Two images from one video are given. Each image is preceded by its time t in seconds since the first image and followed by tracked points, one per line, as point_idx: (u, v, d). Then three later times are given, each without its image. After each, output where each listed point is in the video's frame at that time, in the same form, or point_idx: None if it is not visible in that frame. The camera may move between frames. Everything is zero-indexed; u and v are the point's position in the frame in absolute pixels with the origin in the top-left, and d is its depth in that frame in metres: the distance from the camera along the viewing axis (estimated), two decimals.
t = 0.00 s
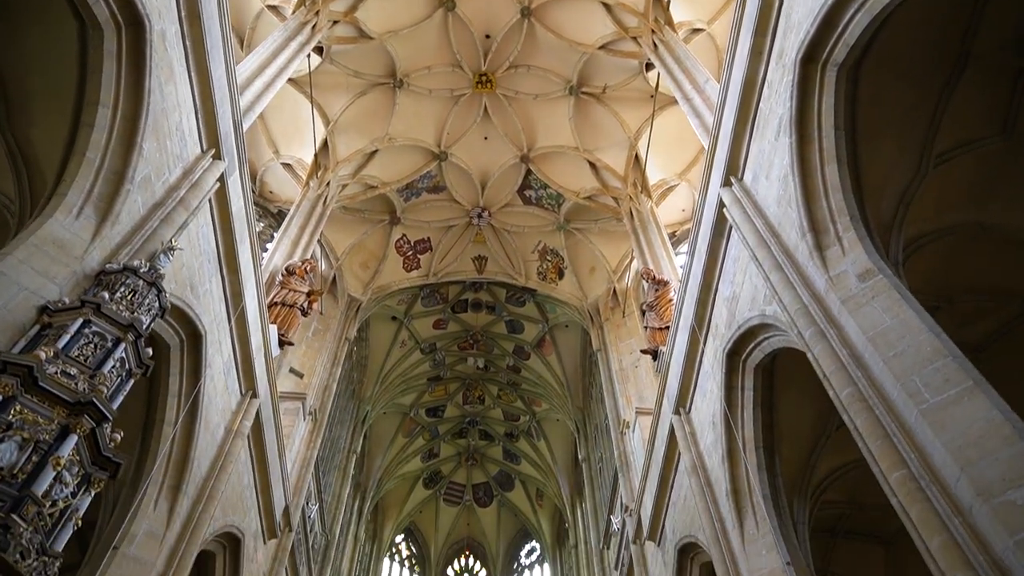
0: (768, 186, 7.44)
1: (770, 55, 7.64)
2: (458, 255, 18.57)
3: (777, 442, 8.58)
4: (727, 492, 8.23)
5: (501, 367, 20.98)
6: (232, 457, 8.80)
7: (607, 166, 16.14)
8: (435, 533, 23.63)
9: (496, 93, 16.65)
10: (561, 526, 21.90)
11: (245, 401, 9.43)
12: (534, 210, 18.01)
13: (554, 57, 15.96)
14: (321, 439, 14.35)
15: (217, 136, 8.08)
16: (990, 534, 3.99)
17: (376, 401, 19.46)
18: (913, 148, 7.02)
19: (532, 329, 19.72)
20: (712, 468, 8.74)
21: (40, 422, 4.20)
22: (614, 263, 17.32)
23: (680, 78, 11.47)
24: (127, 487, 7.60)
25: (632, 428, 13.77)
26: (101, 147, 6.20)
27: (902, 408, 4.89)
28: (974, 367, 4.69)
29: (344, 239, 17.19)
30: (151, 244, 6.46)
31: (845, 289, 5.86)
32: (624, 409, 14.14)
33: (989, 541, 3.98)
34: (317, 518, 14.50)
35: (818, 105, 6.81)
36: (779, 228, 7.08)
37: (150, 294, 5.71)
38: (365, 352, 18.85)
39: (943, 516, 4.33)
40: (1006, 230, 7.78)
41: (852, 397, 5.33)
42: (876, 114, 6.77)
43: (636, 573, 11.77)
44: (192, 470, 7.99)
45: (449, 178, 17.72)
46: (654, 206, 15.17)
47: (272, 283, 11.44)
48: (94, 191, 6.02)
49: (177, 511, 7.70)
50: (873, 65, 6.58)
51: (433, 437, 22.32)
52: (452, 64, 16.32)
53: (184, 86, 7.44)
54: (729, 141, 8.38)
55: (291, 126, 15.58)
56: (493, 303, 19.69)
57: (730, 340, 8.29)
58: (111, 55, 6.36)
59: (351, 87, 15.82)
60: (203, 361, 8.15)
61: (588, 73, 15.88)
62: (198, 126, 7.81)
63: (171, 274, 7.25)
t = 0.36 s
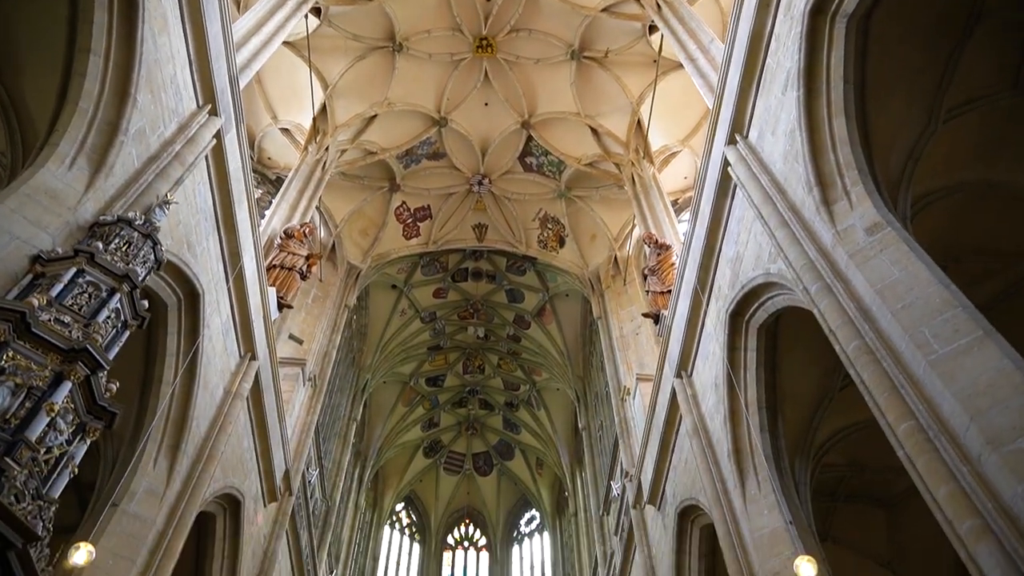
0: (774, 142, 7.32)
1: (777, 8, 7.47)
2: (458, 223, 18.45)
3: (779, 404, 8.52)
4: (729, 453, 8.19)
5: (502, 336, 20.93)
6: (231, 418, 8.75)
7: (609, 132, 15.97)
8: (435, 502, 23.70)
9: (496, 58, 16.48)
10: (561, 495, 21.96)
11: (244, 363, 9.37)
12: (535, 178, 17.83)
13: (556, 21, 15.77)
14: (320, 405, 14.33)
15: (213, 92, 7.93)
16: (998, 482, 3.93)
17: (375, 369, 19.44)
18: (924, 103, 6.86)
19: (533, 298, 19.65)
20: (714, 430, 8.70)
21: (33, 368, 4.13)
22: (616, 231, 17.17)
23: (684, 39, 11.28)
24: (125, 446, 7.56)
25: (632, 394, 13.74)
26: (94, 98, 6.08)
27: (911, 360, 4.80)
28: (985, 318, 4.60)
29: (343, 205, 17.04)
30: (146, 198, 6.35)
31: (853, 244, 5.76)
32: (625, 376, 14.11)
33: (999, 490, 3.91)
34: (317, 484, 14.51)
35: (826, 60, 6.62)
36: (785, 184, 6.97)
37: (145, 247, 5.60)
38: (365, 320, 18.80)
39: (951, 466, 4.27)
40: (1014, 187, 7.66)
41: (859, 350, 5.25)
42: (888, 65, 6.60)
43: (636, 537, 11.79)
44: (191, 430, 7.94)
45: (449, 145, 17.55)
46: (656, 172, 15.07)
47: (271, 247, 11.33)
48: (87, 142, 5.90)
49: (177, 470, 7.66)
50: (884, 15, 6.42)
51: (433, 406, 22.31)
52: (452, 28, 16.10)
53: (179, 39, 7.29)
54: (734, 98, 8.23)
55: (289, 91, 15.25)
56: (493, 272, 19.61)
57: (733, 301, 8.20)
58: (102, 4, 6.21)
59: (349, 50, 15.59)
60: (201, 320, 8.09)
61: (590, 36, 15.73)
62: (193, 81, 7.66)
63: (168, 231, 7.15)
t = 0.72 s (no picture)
0: (780, 99, 7.19)
1: None
2: (458, 191, 18.32)
3: (781, 367, 8.46)
4: (730, 416, 8.13)
5: (501, 306, 20.86)
6: (228, 380, 8.69)
7: (610, 98, 15.72)
8: (434, 471, 23.75)
9: (496, 22, 16.20)
10: (560, 464, 22.02)
11: (242, 326, 9.29)
12: (535, 145, 17.67)
13: None
14: (319, 372, 14.28)
15: (207, 47, 7.76)
16: (1006, 432, 3.85)
17: (374, 338, 19.38)
18: (933, 60, 6.72)
19: (532, 267, 19.56)
20: (714, 393, 8.65)
21: (21, 314, 4.04)
22: (616, 199, 17.03)
23: None
24: (122, 406, 7.50)
25: (632, 361, 13.69)
26: (83, 47, 5.93)
27: (918, 313, 4.71)
28: (995, 270, 4.50)
29: (342, 172, 16.86)
30: (139, 151, 6.21)
31: (860, 198, 5.64)
32: (625, 344, 14.05)
33: (1007, 440, 3.83)
34: (317, 451, 14.50)
35: (835, 9, 6.46)
36: (790, 140, 6.84)
37: (138, 198, 5.47)
38: (364, 289, 18.72)
39: (959, 417, 4.19)
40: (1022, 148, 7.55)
41: (865, 305, 5.16)
42: (897, 20, 6.45)
43: (636, 502, 11.81)
44: (188, 390, 7.87)
45: (449, 111, 17.35)
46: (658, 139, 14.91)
47: (268, 210, 11.19)
48: (76, 93, 5.76)
49: (173, 430, 7.61)
50: None
51: (433, 376, 22.28)
52: None
53: None
54: (739, 56, 8.07)
55: (285, 56, 15.04)
56: (493, 241, 19.52)
57: (736, 262, 8.11)
58: None
59: (347, 14, 15.30)
60: (197, 280, 7.99)
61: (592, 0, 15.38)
62: (186, 35, 7.48)
63: (161, 187, 7.03)
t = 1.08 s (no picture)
0: (785, 52, 7.01)
1: None
2: (456, 158, 18.15)
3: (783, 327, 8.37)
4: (732, 377, 8.06)
5: (501, 275, 20.76)
6: (225, 342, 8.61)
7: (611, 62, 15.36)
8: (434, 440, 23.74)
9: None
10: (559, 433, 22.05)
11: (238, 289, 9.19)
12: (535, 111, 17.45)
13: None
14: (317, 338, 14.19)
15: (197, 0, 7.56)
16: (1017, 379, 3.76)
17: (373, 307, 19.29)
18: (945, 10, 6.53)
19: (532, 236, 19.44)
20: (716, 355, 8.57)
21: (6, 261, 3.94)
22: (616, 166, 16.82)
23: None
24: (117, 367, 7.42)
25: (632, 328, 13.61)
26: None
27: (926, 262, 4.60)
28: (1006, 217, 4.38)
29: (339, 138, 16.64)
30: (129, 104, 6.06)
31: (868, 148, 5.49)
32: (625, 310, 13.96)
33: (1018, 387, 3.74)
34: (316, 418, 14.48)
35: None
36: (796, 93, 6.69)
37: (127, 149, 5.33)
38: (362, 258, 18.61)
39: (968, 365, 4.10)
40: None
41: (872, 256, 5.06)
42: None
43: (636, 467, 11.79)
44: (184, 351, 7.79)
45: (447, 76, 17.08)
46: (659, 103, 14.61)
47: (263, 173, 11.04)
48: (61, 42, 5.60)
49: (170, 391, 7.53)
50: None
51: (432, 345, 22.21)
52: None
53: None
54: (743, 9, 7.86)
55: (280, 20, 14.67)
56: (492, 210, 19.37)
57: (738, 222, 7.99)
58: None
59: None
60: (191, 240, 7.88)
61: None
62: None
63: (153, 142, 6.89)
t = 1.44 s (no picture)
0: (792, 5, 6.83)
1: None
2: (455, 125, 17.94)
3: (786, 290, 8.27)
4: (734, 339, 7.98)
5: (500, 244, 20.63)
6: (221, 304, 8.52)
7: (612, 26, 15.04)
8: (433, 410, 23.69)
9: None
10: (558, 403, 22.06)
11: (234, 250, 9.08)
12: (535, 77, 17.18)
13: None
14: (315, 305, 14.10)
15: None
16: None
17: (372, 277, 19.19)
18: None
19: (532, 205, 19.28)
20: (717, 317, 8.48)
21: None
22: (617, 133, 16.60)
23: None
24: (111, 328, 7.33)
25: (632, 295, 13.50)
26: None
27: (936, 211, 4.48)
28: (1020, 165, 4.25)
29: (336, 104, 16.39)
30: (118, 54, 5.91)
31: (877, 99, 5.34)
32: (625, 277, 13.86)
33: None
34: (314, 385, 14.44)
35: None
36: (803, 46, 6.52)
37: (116, 98, 5.19)
38: (360, 226, 18.48)
39: (978, 314, 4.01)
40: None
41: (880, 207, 4.94)
42: None
43: (635, 433, 11.78)
44: (179, 312, 7.69)
45: (446, 41, 16.80)
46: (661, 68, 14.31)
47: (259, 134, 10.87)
48: None
49: (165, 351, 7.45)
50: None
51: (431, 315, 22.12)
52: None
53: None
54: None
55: None
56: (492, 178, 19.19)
57: (741, 182, 7.85)
58: None
59: None
60: (185, 200, 7.74)
61: None
62: None
63: (143, 96, 6.73)
